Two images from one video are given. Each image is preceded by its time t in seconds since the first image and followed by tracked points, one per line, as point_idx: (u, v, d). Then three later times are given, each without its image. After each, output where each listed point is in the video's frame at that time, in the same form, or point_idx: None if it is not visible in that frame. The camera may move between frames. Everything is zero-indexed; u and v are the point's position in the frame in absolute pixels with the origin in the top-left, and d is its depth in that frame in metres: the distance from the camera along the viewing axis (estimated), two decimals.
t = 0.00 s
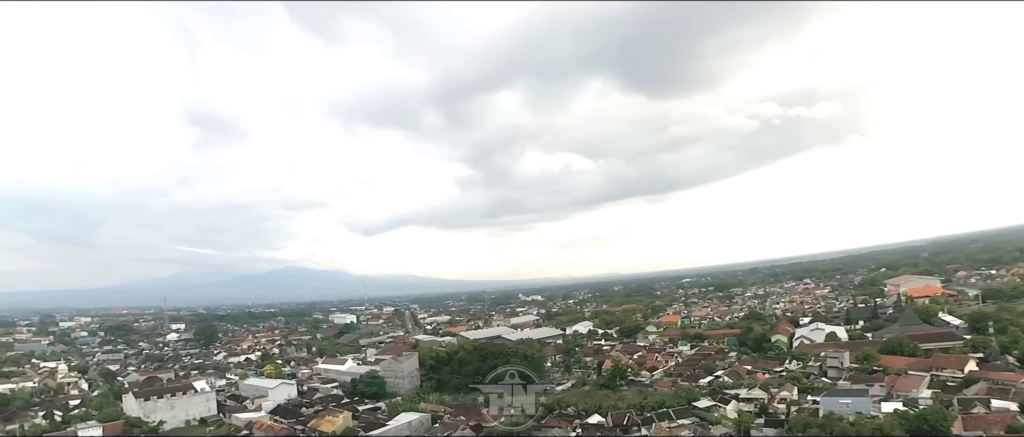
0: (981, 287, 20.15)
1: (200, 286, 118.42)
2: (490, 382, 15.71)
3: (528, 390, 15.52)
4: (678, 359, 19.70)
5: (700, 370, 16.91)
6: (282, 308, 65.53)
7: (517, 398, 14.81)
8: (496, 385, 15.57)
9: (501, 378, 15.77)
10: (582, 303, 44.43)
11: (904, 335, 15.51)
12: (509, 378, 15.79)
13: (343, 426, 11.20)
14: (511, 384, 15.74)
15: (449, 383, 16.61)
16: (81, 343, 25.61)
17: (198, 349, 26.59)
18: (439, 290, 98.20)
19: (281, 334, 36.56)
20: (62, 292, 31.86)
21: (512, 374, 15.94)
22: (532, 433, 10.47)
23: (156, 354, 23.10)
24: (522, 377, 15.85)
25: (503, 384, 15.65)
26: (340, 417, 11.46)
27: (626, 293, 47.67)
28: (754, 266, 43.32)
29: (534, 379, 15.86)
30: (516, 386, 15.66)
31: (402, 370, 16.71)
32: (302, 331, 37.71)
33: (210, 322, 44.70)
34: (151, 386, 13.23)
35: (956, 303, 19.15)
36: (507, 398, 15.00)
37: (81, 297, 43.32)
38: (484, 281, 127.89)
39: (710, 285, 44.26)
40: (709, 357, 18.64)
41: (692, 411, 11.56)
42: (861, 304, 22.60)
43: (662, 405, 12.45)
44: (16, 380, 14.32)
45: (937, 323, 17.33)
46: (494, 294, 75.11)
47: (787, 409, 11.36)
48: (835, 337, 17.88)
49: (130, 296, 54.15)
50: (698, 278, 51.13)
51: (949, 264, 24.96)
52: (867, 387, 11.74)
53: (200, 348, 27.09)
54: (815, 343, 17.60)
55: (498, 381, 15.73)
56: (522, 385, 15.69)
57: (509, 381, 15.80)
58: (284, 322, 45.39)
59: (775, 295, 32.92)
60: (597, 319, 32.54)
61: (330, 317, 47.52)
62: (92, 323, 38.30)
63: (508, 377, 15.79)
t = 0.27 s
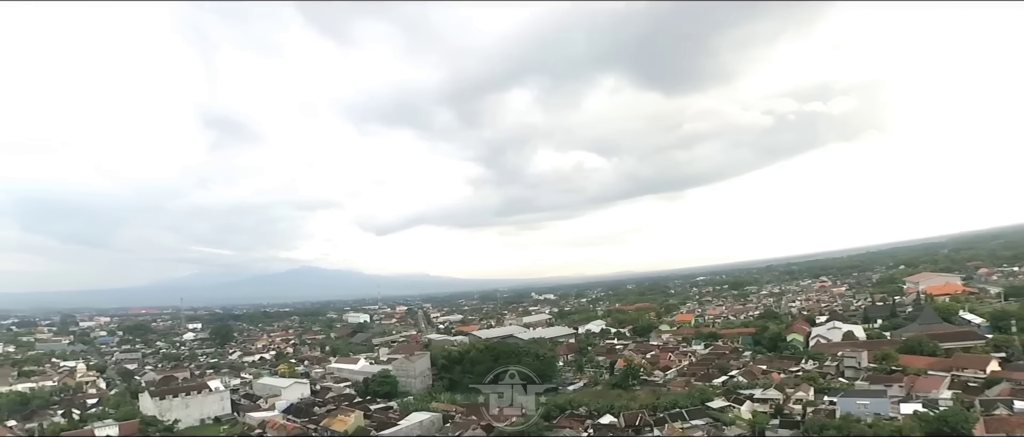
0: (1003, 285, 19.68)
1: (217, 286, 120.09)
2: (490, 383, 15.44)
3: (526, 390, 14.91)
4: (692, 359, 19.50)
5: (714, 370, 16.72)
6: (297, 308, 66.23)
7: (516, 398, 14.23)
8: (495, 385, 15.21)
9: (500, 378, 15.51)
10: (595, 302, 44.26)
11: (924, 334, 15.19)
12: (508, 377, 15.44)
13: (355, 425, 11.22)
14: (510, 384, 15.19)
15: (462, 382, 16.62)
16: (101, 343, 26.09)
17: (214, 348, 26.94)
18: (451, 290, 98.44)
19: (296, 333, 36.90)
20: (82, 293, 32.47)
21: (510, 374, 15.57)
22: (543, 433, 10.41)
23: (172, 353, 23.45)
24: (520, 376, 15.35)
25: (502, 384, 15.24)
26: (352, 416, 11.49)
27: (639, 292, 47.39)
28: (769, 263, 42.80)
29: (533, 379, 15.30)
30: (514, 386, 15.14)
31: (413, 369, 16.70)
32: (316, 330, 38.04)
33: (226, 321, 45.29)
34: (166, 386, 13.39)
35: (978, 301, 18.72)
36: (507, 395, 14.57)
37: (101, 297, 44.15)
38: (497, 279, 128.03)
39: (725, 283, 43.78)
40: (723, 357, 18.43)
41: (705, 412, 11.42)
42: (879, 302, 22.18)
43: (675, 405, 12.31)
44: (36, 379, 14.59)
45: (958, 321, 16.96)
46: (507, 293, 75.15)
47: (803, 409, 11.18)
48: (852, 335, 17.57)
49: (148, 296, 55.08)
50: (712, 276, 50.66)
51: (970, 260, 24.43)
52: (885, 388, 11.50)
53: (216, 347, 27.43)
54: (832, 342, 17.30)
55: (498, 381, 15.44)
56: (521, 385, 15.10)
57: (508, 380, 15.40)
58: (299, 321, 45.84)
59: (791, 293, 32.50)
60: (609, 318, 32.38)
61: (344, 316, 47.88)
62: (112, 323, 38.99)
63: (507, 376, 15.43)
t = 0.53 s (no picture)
0: None
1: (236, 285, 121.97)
2: (489, 383, 15.56)
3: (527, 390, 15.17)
4: (708, 358, 19.26)
5: (731, 370, 16.48)
6: (314, 307, 66.94)
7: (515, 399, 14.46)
8: (495, 385, 15.37)
9: (500, 378, 15.68)
10: (610, 300, 44.03)
11: (948, 334, 14.80)
12: (508, 377, 15.66)
13: (369, 424, 11.25)
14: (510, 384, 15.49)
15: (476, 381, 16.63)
16: (123, 341, 26.64)
17: (232, 346, 27.34)
18: (466, 289, 98.68)
19: (312, 332, 37.31)
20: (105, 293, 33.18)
21: (510, 374, 15.80)
22: (557, 433, 10.32)
23: (192, 352, 23.85)
24: (519, 376, 15.62)
25: (502, 384, 15.50)
26: (366, 415, 11.53)
27: (655, 290, 47.01)
28: (788, 261, 42.13)
29: (533, 379, 15.51)
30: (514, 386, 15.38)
31: (428, 368, 16.67)
32: (332, 329, 38.40)
33: (245, 320, 45.94)
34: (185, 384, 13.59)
35: (1005, 299, 18.19)
36: (506, 396, 14.74)
37: (123, 297, 45.09)
38: (512, 278, 128.04)
39: (742, 281, 43.24)
40: (740, 356, 18.16)
41: (722, 413, 11.25)
42: (901, 300, 21.69)
43: (691, 406, 12.15)
44: (59, 377, 14.91)
45: (984, 321, 16.50)
46: (522, 292, 75.08)
47: (822, 411, 10.96)
48: (874, 335, 17.18)
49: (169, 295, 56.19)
50: (729, 274, 50.07)
51: (997, 257, 23.76)
52: (907, 389, 11.21)
53: (234, 346, 27.83)
54: (853, 341, 16.93)
55: (497, 381, 15.62)
56: (520, 385, 15.37)
57: (508, 380, 15.64)
58: (316, 320, 46.33)
59: (810, 291, 31.93)
60: (625, 317, 32.15)
61: (360, 315, 48.32)
62: (134, 322, 39.78)
63: (507, 376, 15.65)
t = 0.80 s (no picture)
0: None
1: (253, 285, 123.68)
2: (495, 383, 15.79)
3: (525, 389, 15.74)
4: (724, 357, 19.01)
5: (747, 370, 16.23)
6: (329, 305, 67.53)
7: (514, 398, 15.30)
8: (494, 385, 16.00)
9: (501, 378, 16.22)
10: (625, 298, 43.78)
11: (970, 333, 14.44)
12: (508, 377, 16.22)
13: (381, 423, 11.28)
14: (510, 384, 16.16)
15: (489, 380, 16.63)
16: (142, 340, 27.11)
17: (248, 345, 27.67)
18: (480, 288, 98.88)
19: (328, 330, 37.62)
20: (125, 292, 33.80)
21: (510, 373, 16.36)
22: (569, 434, 10.25)
23: (209, 350, 24.19)
24: (520, 376, 16.10)
25: (502, 384, 16.06)
26: (379, 413, 11.56)
27: (670, 288, 46.64)
28: (806, 258, 41.51)
29: (532, 378, 15.93)
30: (514, 386, 16.04)
31: (441, 366, 16.61)
32: (347, 327, 38.68)
33: (262, 319, 46.51)
34: (201, 382, 13.76)
35: None
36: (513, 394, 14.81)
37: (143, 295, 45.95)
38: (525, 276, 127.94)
39: (759, 279, 42.70)
40: (757, 356, 17.89)
41: (738, 413, 11.07)
42: (922, 298, 21.22)
43: (705, 406, 11.99)
44: (80, 375, 15.21)
45: (1008, 320, 16.07)
46: (535, 290, 74.93)
47: (840, 412, 10.73)
48: (894, 334, 16.83)
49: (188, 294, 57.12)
50: (745, 271, 49.49)
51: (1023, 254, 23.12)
52: (929, 390, 10.94)
53: (251, 344, 28.16)
54: (873, 341, 16.59)
55: (497, 381, 16.22)
56: (520, 385, 15.98)
57: (508, 380, 16.23)
58: (331, 318, 46.75)
59: (828, 289, 31.42)
60: (639, 315, 31.88)
61: (374, 313, 48.63)
62: (154, 320, 40.47)
63: (507, 376, 16.22)
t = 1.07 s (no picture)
0: None
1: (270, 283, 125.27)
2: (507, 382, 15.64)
3: (525, 389, 15.85)
4: (740, 357, 18.74)
5: (764, 370, 15.99)
6: (344, 304, 68.10)
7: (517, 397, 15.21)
8: (495, 384, 16.13)
9: (501, 377, 16.38)
10: (640, 297, 43.45)
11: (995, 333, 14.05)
12: (508, 377, 16.37)
13: (393, 422, 11.30)
14: (521, 384, 15.96)
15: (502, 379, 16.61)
16: (161, 338, 27.57)
17: (264, 343, 27.98)
18: (494, 287, 98.92)
19: (342, 328, 37.92)
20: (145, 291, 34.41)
21: (511, 374, 16.50)
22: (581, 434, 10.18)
23: (225, 348, 24.51)
24: (520, 376, 16.22)
25: (502, 384, 16.24)
26: (391, 412, 11.58)
27: (685, 286, 46.19)
28: (824, 257, 40.80)
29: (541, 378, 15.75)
30: (514, 386, 16.16)
31: (453, 366, 16.60)
32: (362, 326, 38.92)
33: (278, 317, 47.07)
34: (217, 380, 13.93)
35: None
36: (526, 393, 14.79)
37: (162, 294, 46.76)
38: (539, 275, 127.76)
39: (776, 277, 42.06)
40: (773, 356, 17.61)
41: (754, 415, 10.89)
42: (945, 297, 20.72)
43: (721, 407, 11.81)
44: (100, 372, 15.50)
45: None
46: (550, 289, 74.78)
47: (859, 415, 10.49)
48: (916, 334, 16.44)
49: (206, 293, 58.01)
50: (763, 270, 48.81)
51: None
52: (952, 392, 10.65)
53: (267, 342, 28.47)
54: (894, 341, 16.21)
55: (498, 381, 16.36)
56: (520, 385, 16.10)
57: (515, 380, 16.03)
58: (346, 317, 47.09)
59: (848, 288, 30.83)
60: (654, 314, 31.61)
61: (389, 312, 48.91)
62: (173, 319, 41.20)
63: (508, 376, 16.37)
